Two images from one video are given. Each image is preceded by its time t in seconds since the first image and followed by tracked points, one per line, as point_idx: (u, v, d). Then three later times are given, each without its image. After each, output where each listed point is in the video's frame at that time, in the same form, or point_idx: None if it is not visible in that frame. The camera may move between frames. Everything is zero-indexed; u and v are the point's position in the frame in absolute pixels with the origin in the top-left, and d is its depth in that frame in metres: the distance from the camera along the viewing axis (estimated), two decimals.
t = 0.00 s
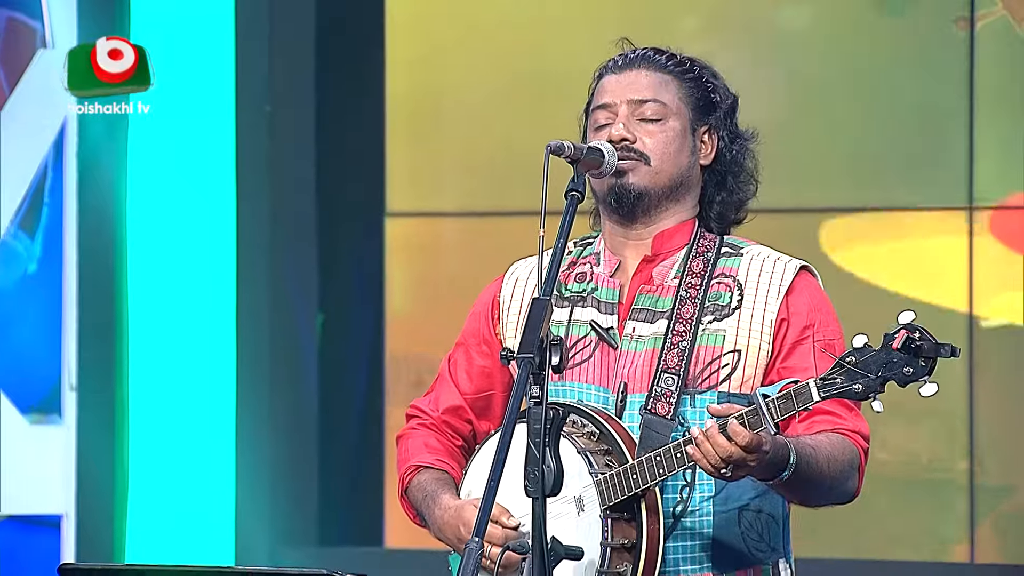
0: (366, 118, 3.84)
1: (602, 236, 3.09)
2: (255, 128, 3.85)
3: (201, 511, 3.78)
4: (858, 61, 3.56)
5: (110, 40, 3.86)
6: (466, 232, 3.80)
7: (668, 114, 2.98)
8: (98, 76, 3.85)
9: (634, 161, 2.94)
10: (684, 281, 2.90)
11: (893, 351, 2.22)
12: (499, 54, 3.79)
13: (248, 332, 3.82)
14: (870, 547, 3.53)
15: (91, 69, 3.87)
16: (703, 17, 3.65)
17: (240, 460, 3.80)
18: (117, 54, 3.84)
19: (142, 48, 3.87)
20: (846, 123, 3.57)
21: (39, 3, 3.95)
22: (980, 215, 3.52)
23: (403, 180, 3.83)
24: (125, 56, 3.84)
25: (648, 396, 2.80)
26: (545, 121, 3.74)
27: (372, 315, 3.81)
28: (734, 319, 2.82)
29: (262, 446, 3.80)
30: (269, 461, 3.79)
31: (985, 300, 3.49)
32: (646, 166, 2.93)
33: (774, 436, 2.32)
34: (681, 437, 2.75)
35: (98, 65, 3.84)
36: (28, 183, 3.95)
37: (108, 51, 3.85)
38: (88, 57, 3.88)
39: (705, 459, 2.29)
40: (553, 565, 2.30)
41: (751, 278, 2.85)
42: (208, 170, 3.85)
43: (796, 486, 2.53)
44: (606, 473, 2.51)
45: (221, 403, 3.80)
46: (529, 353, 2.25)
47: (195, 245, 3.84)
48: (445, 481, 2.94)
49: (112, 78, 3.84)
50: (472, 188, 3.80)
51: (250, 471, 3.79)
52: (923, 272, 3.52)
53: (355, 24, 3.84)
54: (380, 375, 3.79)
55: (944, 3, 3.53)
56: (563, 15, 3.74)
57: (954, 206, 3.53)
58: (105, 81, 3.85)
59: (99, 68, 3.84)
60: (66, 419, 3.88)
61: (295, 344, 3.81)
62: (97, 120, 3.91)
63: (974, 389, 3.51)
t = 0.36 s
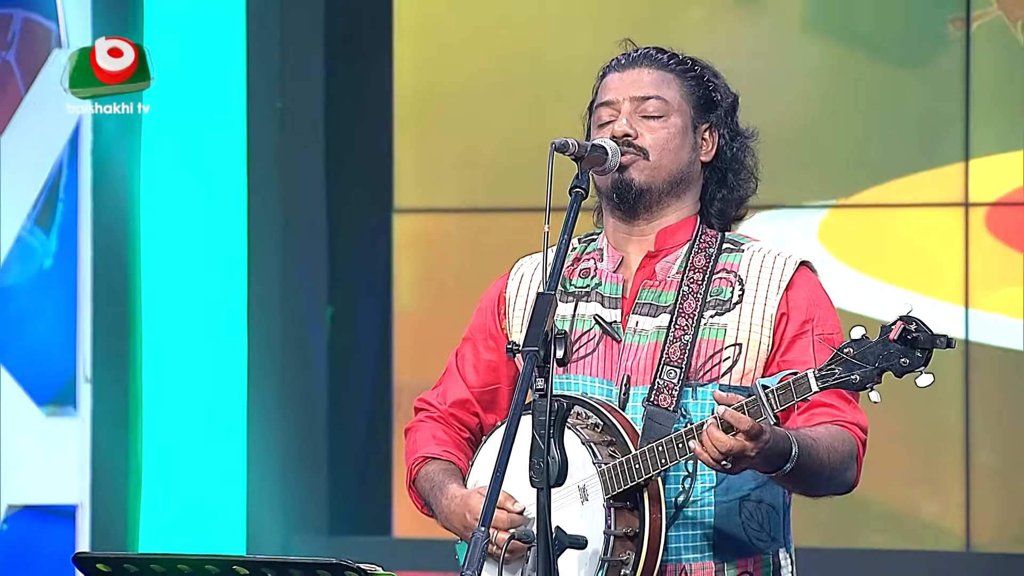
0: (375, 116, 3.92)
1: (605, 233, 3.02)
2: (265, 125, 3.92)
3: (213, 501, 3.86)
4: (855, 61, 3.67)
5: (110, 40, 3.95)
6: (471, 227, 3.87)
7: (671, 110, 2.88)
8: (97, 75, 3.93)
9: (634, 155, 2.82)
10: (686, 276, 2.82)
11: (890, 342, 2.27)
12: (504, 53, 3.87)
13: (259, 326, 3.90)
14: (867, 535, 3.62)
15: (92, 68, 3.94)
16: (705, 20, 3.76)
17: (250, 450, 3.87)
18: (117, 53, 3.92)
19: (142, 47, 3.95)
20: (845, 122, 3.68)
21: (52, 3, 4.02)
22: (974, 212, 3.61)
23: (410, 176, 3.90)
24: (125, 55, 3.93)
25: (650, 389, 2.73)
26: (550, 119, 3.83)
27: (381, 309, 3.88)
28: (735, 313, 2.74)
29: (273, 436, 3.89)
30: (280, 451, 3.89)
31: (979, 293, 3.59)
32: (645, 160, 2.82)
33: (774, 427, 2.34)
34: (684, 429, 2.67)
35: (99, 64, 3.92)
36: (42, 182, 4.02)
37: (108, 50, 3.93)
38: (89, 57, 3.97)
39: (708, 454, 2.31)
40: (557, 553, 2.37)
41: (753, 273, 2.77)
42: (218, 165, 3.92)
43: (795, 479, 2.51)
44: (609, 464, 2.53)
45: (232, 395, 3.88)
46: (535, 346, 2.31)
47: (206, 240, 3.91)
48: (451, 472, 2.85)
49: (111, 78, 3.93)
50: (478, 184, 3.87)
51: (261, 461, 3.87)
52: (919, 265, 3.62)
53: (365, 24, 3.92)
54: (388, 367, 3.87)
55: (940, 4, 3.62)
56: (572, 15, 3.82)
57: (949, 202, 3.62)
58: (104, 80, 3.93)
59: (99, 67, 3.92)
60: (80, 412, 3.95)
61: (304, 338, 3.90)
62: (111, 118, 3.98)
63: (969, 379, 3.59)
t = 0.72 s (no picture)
0: (382, 114, 4.00)
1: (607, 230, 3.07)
2: (273, 124, 4.01)
3: (223, 493, 3.91)
4: (853, 61, 3.75)
5: (109, 40, 4.00)
6: (477, 224, 3.95)
7: (672, 109, 2.92)
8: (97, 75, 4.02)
9: (638, 158, 2.87)
10: (687, 274, 2.87)
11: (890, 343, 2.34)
12: (509, 52, 3.94)
13: (270, 320, 3.99)
14: (865, 526, 3.69)
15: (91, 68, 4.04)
16: (706, 21, 3.83)
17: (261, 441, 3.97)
18: (117, 53, 3.98)
19: (141, 47, 4.05)
20: (842, 121, 3.75)
21: (67, 3, 4.11)
22: (969, 208, 3.69)
23: (417, 174, 3.98)
24: (123, 55, 3.99)
25: (653, 384, 2.78)
26: (553, 117, 3.90)
27: (388, 304, 3.97)
28: (736, 310, 2.79)
29: (283, 428, 3.98)
30: (290, 441, 3.99)
31: (974, 288, 3.67)
32: (650, 161, 2.87)
33: (774, 423, 2.40)
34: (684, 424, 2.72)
35: (99, 64, 3.97)
36: (56, 180, 4.10)
37: (108, 50, 3.98)
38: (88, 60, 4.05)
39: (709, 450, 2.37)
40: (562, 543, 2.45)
41: (753, 271, 2.81)
42: (228, 162, 3.99)
43: (794, 474, 2.58)
44: (612, 458, 2.61)
45: (242, 389, 3.94)
46: (538, 340, 2.38)
47: (216, 235, 3.98)
48: (457, 464, 2.90)
49: (111, 78, 4.01)
50: (483, 181, 3.95)
51: (271, 451, 3.97)
52: (914, 262, 3.70)
53: (372, 24, 3.99)
54: (395, 360, 3.95)
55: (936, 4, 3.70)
56: (575, 15, 3.89)
57: (945, 199, 3.70)
58: (104, 79, 4.02)
59: (99, 67, 3.98)
60: (94, 404, 4.04)
61: (313, 332, 4.00)
62: (126, 117, 4.07)
63: (966, 375, 3.66)
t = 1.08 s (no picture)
0: (388, 114, 4.06)
1: (609, 228, 3.11)
2: (279, 124, 4.05)
3: (232, 486, 3.97)
4: (851, 62, 3.81)
5: (110, 40, 4.12)
6: (480, 221, 4.00)
7: (673, 109, 2.96)
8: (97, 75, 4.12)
9: (638, 152, 2.91)
10: (688, 271, 2.91)
11: (889, 336, 2.37)
12: (512, 53, 4.00)
13: (277, 317, 4.02)
14: (862, 519, 3.76)
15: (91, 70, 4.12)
16: (706, 22, 3.88)
17: (268, 438, 4.00)
18: (116, 52, 4.11)
19: (140, 48, 4.13)
20: (840, 121, 3.81)
21: (77, 5, 4.17)
22: (967, 208, 3.73)
23: (422, 172, 4.05)
24: (121, 53, 4.11)
25: (654, 379, 2.82)
26: (555, 117, 3.96)
27: (393, 300, 4.03)
28: (736, 307, 2.83)
29: (290, 425, 4.01)
30: (298, 439, 4.02)
31: (970, 284, 3.70)
32: (650, 157, 2.91)
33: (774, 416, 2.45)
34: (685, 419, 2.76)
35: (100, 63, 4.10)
36: (67, 179, 4.16)
37: (107, 49, 4.11)
38: (88, 61, 4.13)
39: (711, 443, 2.43)
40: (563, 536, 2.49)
41: (753, 269, 2.85)
42: (236, 162, 4.04)
43: (793, 467, 2.60)
44: (614, 452, 2.66)
45: (251, 385, 3.99)
46: (542, 337, 2.43)
47: (225, 234, 4.03)
48: (461, 458, 2.95)
49: (111, 78, 4.11)
50: (487, 180, 4.01)
51: (277, 448, 4.00)
52: (912, 259, 3.74)
53: (378, 25, 4.07)
54: (401, 355, 4.03)
55: (933, 6, 3.75)
56: (578, 16, 3.95)
57: (942, 198, 3.75)
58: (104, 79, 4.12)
59: (100, 67, 4.10)
60: (104, 399, 4.10)
61: (319, 332, 4.03)
62: (136, 118, 4.13)
63: (963, 371, 3.71)
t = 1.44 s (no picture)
0: (391, 114, 4.10)
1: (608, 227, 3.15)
2: (284, 124, 4.11)
3: (237, 480, 4.05)
4: (847, 62, 3.85)
5: (110, 40, 4.19)
6: (483, 220, 4.05)
7: (670, 111, 3.00)
8: (99, 76, 4.20)
9: (638, 154, 2.95)
10: (686, 269, 2.96)
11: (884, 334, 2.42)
12: (514, 54, 4.05)
13: (283, 314, 4.09)
14: (859, 515, 3.80)
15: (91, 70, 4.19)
16: (705, 23, 3.93)
17: (273, 434, 4.07)
18: (115, 52, 4.18)
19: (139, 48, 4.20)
20: (838, 121, 3.86)
21: (85, 7, 4.24)
22: (962, 206, 3.78)
23: (425, 172, 4.09)
24: (121, 53, 4.18)
25: (653, 376, 2.86)
26: (556, 116, 4.01)
27: (397, 297, 4.07)
28: (734, 304, 2.88)
29: (295, 421, 4.08)
30: (302, 434, 4.08)
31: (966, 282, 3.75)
32: (648, 160, 2.95)
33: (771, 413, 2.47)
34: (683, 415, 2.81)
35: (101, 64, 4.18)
36: (75, 179, 4.22)
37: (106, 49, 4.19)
38: (87, 62, 4.20)
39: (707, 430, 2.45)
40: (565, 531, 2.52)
41: (750, 267, 2.90)
42: (241, 161, 4.12)
43: (789, 462, 2.64)
44: (613, 447, 2.70)
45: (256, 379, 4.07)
46: (544, 334, 2.49)
47: (231, 233, 4.10)
48: (463, 452, 3.01)
49: (111, 77, 4.19)
50: (489, 179, 4.06)
51: (282, 443, 4.07)
52: (909, 258, 3.79)
53: (381, 26, 4.11)
54: (404, 352, 4.06)
55: (929, 7, 3.80)
56: (578, 17, 4.00)
57: (939, 196, 3.79)
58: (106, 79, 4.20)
59: (101, 68, 4.18)
60: (112, 395, 4.16)
61: (325, 330, 4.08)
62: (144, 118, 4.20)
63: (959, 367, 3.76)
